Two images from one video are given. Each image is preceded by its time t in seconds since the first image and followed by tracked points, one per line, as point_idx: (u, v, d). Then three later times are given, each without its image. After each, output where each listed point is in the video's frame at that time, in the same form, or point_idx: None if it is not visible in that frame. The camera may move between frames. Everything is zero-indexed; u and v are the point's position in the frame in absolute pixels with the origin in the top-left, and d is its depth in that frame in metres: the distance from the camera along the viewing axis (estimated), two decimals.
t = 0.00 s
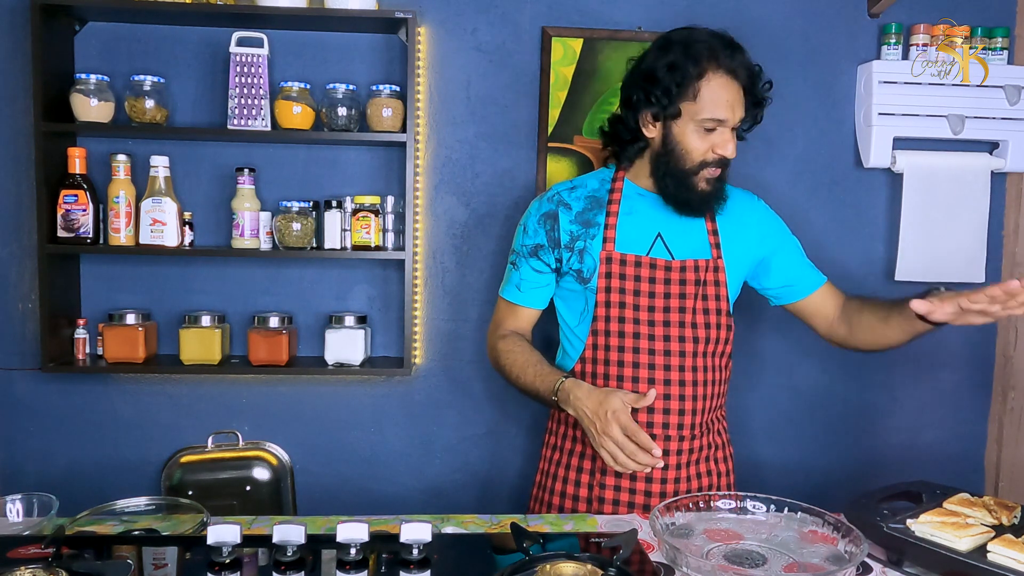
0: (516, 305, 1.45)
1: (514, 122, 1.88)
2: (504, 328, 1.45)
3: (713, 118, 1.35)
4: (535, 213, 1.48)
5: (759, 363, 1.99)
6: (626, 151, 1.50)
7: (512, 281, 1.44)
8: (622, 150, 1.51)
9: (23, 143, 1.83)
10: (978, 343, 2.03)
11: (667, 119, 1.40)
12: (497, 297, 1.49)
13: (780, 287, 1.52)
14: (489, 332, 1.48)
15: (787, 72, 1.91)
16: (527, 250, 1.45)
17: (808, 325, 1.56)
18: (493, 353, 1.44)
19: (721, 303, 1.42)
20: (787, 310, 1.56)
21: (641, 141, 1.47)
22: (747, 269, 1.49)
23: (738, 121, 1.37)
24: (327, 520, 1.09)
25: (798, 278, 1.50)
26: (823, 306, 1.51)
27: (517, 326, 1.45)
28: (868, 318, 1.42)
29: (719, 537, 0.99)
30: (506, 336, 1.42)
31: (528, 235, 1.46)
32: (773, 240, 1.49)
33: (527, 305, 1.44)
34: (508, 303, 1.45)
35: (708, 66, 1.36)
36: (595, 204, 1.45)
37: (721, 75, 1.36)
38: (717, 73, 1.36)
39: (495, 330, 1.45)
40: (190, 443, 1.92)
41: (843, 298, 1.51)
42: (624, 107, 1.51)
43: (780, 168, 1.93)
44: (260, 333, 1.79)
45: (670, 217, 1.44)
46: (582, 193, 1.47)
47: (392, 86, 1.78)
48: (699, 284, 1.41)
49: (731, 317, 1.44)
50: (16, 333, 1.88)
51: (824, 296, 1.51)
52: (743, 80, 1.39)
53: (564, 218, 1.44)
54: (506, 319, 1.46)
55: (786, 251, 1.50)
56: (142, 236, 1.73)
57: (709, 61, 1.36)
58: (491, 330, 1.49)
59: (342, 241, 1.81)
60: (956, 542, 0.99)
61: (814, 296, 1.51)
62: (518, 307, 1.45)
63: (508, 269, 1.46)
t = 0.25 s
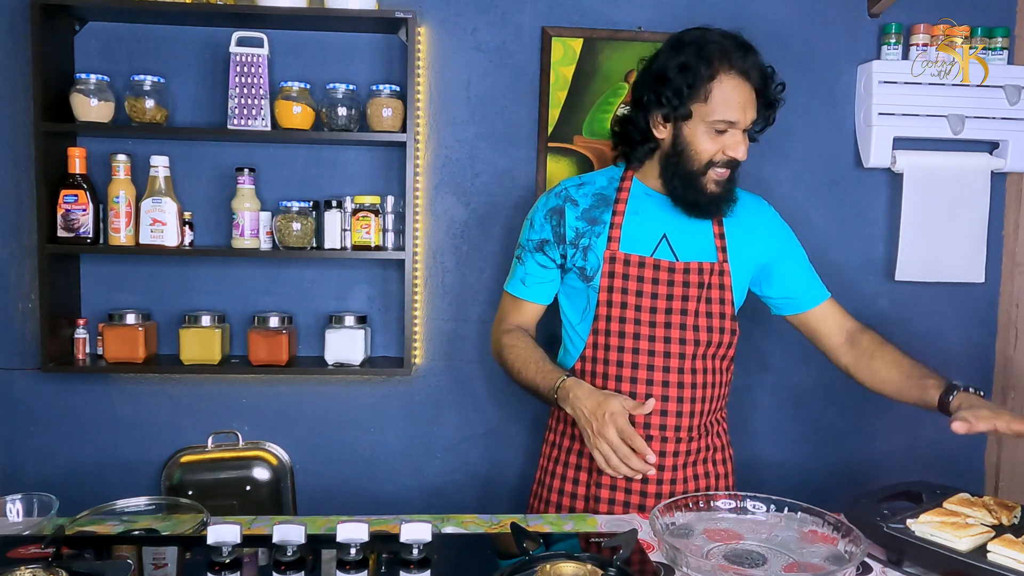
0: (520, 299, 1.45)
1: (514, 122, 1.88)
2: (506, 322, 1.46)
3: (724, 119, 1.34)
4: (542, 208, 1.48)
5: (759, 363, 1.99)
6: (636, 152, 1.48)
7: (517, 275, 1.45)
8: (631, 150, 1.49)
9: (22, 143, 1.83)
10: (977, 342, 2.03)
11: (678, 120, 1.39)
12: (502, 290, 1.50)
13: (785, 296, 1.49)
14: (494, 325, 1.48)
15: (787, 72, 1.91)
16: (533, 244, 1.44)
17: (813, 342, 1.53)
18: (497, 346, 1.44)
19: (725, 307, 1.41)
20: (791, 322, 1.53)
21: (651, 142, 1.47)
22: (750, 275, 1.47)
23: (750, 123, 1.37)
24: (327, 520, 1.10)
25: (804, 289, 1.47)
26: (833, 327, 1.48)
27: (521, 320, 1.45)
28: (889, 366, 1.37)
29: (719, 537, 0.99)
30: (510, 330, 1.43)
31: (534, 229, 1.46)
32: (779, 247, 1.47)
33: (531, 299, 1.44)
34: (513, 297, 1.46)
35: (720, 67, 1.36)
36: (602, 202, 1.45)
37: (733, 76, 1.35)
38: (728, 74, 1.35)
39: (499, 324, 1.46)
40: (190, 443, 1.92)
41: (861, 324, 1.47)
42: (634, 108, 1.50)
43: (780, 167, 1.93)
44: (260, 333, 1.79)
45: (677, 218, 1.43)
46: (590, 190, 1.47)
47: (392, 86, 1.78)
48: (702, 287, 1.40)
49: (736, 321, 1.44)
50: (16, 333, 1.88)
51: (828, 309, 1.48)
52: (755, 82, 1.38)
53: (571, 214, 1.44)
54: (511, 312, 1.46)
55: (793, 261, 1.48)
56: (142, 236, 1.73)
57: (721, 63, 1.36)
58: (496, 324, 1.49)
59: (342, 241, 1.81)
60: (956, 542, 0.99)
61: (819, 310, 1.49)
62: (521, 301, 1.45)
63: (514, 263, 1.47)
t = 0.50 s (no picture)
0: (523, 294, 1.46)
1: (514, 121, 1.88)
2: (509, 315, 1.47)
3: (730, 121, 1.34)
4: (548, 204, 1.49)
5: (759, 363, 1.99)
6: (642, 151, 1.49)
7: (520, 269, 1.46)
8: (638, 150, 1.50)
9: (22, 143, 1.83)
10: (977, 343, 2.03)
11: (684, 120, 1.39)
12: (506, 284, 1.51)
13: (787, 303, 1.47)
14: (497, 319, 1.49)
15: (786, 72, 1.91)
16: (536, 240, 1.46)
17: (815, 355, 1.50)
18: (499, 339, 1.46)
19: (726, 310, 1.41)
20: (794, 332, 1.51)
21: (658, 142, 1.47)
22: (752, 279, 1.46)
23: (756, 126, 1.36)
24: (327, 520, 1.09)
25: (806, 296, 1.46)
26: (836, 341, 1.45)
27: (524, 314, 1.46)
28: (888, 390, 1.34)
29: (718, 537, 0.99)
30: (511, 325, 1.44)
31: (539, 225, 1.47)
32: (783, 253, 1.46)
33: (533, 295, 1.45)
34: (516, 292, 1.47)
35: (728, 69, 1.35)
36: (606, 200, 1.45)
37: (740, 78, 1.34)
38: (736, 76, 1.34)
39: (502, 318, 1.47)
40: (190, 443, 1.92)
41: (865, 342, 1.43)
42: (642, 108, 1.51)
43: (780, 168, 1.93)
44: (260, 333, 1.79)
45: (680, 219, 1.43)
46: (595, 188, 1.47)
47: (392, 86, 1.78)
48: (702, 289, 1.39)
49: (737, 324, 1.43)
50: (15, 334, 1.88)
51: (829, 321, 1.46)
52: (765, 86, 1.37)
53: (574, 211, 1.45)
54: (513, 306, 1.47)
55: (797, 268, 1.47)
56: (142, 236, 1.73)
57: (729, 64, 1.35)
58: (499, 318, 1.50)
59: (342, 241, 1.81)
60: (956, 542, 0.99)
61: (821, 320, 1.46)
62: (524, 295, 1.46)
63: (518, 257, 1.48)
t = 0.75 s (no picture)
0: (524, 294, 1.46)
1: (514, 121, 1.88)
2: (510, 315, 1.47)
3: (728, 121, 1.34)
4: (548, 204, 1.49)
5: (759, 363, 1.99)
6: (642, 151, 1.49)
7: (522, 270, 1.46)
8: (638, 150, 1.50)
9: (23, 143, 1.83)
10: (977, 342, 2.03)
11: (683, 119, 1.39)
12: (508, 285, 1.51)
13: (788, 303, 1.48)
14: (498, 319, 1.50)
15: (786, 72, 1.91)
16: (538, 240, 1.46)
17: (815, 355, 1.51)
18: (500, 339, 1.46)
19: (725, 311, 1.40)
20: (795, 332, 1.51)
21: (658, 141, 1.47)
22: (753, 279, 1.46)
23: (755, 126, 1.35)
24: (327, 520, 1.10)
25: (807, 296, 1.46)
26: (835, 340, 1.46)
27: (525, 314, 1.46)
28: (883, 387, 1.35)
29: (718, 537, 0.99)
30: (512, 325, 1.44)
31: (540, 225, 1.47)
32: (784, 254, 1.46)
33: (534, 295, 1.45)
34: (517, 292, 1.47)
35: (726, 68, 1.35)
36: (607, 201, 1.45)
37: (739, 78, 1.34)
38: (734, 76, 1.34)
39: (503, 318, 1.47)
40: (190, 443, 1.92)
41: (864, 342, 1.44)
42: (641, 108, 1.51)
43: (780, 168, 1.93)
44: (260, 333, 1.79)
45: (681, 219, 1.43)
46: (596, 188, 1.47)
47: (392, 86, 1.78)
48: (702, 290, 1.39)
49: (737, 325, 1.43)
50: (15, 334, 1.88)
51: (829, 322, 1.46)
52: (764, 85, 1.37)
53: (575, 211, 1.45)
54: (515, 306, 1.47)
55: (797, 267, 1.47)
56: (142, 236, 1.73)
57: (727, 64, 1.35)
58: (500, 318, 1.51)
59: (342, 241, 1.81)
60: (956, 542, 0.99)
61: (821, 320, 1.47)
62: (525, 296, 1.46)
63: (519, 257, 1.48)
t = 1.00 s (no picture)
0: (526, 298, 1.46)
1: (514, 121, 1.88)
2: (510, 319, 1.47)
3: (725, 120, 1.34)
4: (548, 208, 1.48)
5: (759, 363, 1.99)
6: (640, 151, 1.49)
7: (523, 274, 1.46)
8: (635, 150, 1.50)
9: (23, 143, 1.83)
10: (977, 342, 2.03)
11: (679, 119, 1.39)
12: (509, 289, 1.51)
13: (790, 299, 1.47)
14: (499, 323, 1.49)
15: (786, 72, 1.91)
16: (538, 244, 1.45)
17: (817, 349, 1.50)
18: (501, 343, 1.46)
19: (727, 310, 1.41)
20: (799, 328, 1.51)
21: (655, 141, 1.47)
22: (753, 277, 1.45)
23: (752, 124, 1.35)
24: (327, 520, 1.09)
25: (809, 291, 1.45)
26: (836, 332, 1.46)
27: (527, 318, 1.46)
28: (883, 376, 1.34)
29: (718, 537, 0.99)
30: (514, 329, 1.44)
31: (540, 229, 1.47)
32: (783, 249, 1.46)
33: (536, 298, 1.45)
34: (518, 296, 1.47)
35: (721, 68, 1.35)
36: (606, 202, 1.45)
37: (734, 77, 1.35)
38: (729, 75, 1.35)
39: (505, 323, 1.47)
40: (190, 443, 1.92)
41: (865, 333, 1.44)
42: (638, 108, 1.51)
43: (780, 167, 1.93)
44: (260, 333, 1.79)
45: (681, 219, 1.43)
46: (595, 190, 1.47)
47: (392, 86, 1.78)
48: (704, 290, 1.39)
49: (738, 325, 1.43)
50: (15, 333, 1.88)
51: (831, 314, 1.46)
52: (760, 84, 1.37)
53: (575, 213, 1.45)
54: (516, 311, 1.47)
55: (799, 263, 1.46)
56: (142, 236, 1.73)
57: (722, 63, 1.35)
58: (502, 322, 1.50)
59: (342, 241, 1.81)
60: (956, 542, 0.99)
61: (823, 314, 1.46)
62: (526, 300, 1.46)
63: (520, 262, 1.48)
